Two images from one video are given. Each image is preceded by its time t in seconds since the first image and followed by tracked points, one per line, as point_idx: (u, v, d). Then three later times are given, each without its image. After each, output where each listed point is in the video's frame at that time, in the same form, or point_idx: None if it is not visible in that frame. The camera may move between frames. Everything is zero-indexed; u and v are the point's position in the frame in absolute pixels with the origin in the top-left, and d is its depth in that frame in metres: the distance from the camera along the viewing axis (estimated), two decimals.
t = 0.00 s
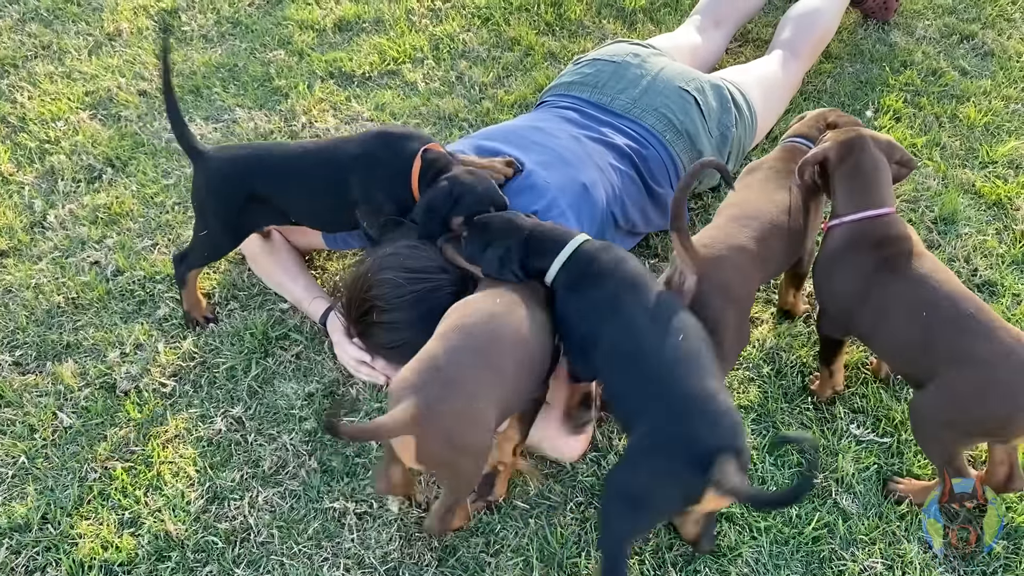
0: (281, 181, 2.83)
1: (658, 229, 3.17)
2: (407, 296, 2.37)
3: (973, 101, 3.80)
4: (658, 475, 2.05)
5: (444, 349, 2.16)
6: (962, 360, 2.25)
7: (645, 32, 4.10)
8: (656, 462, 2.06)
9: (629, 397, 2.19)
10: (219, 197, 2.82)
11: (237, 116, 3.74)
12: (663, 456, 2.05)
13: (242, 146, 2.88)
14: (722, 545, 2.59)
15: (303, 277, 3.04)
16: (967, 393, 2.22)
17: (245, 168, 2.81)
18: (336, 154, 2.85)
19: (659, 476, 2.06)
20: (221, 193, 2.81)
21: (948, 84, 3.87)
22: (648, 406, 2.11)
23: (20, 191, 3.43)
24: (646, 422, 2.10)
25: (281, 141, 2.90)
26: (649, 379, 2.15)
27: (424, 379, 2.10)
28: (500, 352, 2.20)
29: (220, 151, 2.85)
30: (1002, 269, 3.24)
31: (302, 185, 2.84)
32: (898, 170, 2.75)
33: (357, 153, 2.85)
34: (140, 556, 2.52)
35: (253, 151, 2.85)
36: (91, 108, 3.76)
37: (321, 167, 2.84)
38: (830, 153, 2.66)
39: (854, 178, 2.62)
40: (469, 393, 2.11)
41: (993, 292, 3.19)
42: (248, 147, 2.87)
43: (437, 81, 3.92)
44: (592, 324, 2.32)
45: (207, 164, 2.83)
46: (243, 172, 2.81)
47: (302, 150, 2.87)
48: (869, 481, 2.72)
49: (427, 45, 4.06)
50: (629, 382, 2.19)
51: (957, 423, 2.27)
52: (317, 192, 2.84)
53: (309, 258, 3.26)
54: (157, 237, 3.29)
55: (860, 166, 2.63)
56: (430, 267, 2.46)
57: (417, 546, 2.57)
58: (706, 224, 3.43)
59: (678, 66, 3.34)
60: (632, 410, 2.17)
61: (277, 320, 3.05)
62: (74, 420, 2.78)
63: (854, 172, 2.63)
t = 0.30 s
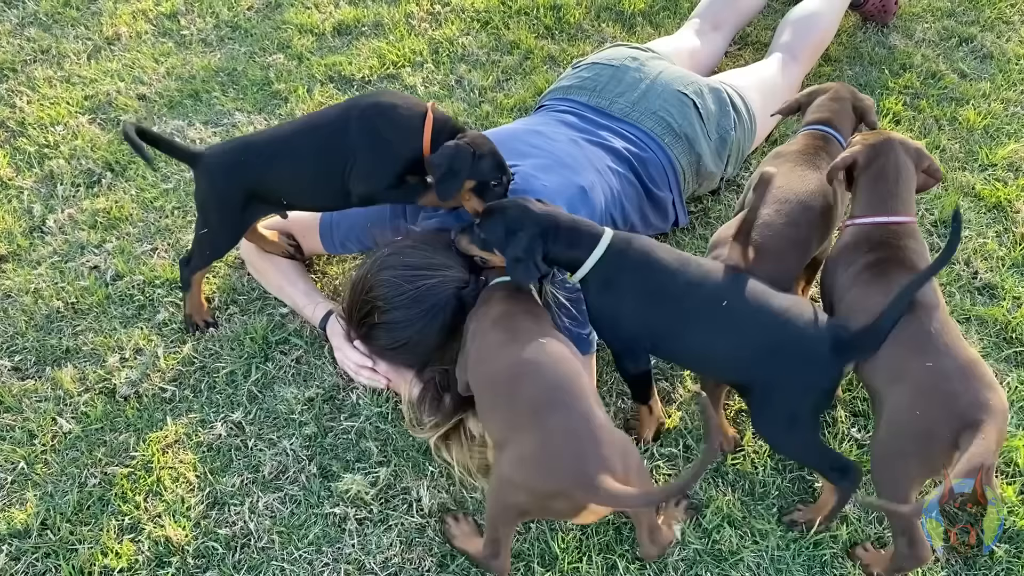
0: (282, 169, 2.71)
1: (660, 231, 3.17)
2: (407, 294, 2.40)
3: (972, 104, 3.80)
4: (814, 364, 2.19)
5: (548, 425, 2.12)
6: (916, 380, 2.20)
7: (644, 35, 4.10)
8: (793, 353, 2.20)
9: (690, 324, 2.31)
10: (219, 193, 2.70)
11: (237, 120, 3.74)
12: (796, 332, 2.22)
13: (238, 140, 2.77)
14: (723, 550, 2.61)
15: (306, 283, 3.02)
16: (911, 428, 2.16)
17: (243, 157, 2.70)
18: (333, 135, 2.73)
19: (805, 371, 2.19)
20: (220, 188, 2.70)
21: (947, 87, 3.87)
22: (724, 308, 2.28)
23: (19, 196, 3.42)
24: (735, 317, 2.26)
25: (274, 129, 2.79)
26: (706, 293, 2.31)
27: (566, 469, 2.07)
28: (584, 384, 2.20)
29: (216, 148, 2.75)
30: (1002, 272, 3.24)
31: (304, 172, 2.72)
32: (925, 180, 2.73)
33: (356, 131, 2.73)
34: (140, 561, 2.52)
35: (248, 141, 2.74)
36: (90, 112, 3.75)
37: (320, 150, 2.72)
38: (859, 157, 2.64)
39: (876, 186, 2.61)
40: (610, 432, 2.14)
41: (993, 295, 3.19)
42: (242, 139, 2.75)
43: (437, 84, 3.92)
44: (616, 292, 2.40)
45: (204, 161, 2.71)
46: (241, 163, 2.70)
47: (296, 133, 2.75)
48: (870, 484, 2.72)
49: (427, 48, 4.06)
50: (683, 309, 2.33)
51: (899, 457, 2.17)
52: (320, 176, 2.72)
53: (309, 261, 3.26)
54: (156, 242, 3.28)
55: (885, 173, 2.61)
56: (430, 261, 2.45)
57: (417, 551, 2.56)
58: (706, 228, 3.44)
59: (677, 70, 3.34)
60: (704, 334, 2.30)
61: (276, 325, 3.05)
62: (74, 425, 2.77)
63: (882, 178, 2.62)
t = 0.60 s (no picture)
0: (308, 185, 2.64)
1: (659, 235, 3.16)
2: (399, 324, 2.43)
3: (972, 106, 3.80)
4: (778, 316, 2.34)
5: (559, 439, 2.19)
6: (913, 332, 2.28)
7: (643, 38, 4.09)
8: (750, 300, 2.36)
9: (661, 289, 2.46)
10: (251, 216, 2.67)
11: (235, 123, 3.72)
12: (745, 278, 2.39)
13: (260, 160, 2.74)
14: (723, 554, 2.61)
15: (308, 289, 3.00)
16: (909, 376, 2.21)
17: (268, 178, 2.65)
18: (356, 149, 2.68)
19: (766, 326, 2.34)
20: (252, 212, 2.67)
21: (947, 89, 3.87)
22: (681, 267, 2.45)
23: (16, 200, 3.41)
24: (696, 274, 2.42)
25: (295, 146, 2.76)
26: (662, 258, 2.48)
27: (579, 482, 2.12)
28: (582, 398, 2.25)
29: (238, 171, 2.72)
30: (1002, 274, 3.24)
31: (333, 186, 2.66)
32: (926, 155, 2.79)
33: (381, 145, 2.69)
34: (138, 568, 2.51)
35: (270, 161, 2.69)
36: (88, 116, 3.74)
37: (344, 164, 2.66)
38: (873, 141, 2.73)
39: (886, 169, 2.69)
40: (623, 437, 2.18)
41: (994, 297, 3.18)
42: (263, 158, 2.71)
43: (435, 87, 3.91)
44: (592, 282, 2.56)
45: (230, 185, 2.69)
46: (268, 183, 2.65)
47: (317, 149, 2.70)
48: (871, 488, 2.72)
49: (425, 51, 4.05)
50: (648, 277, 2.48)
51: (901, 411, 2.20)
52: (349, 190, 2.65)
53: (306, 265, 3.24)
54: (154, 246, 3.27)
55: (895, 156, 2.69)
56: (421, 291, 2.47)
57: (417, 556, 2.55)
58: (705, 231, 3.43)
59: (675, 71, 3.33)
60: (669, 297, 2.45)
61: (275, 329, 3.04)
62: (72, 430, 2.76)
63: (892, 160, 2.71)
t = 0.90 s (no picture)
0: (321, 249, 2.41)
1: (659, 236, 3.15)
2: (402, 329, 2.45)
3: (972, 105, 3.79)
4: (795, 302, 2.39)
5: (572, 421, 2.21)
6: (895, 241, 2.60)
7: (642, 38, 4.07)
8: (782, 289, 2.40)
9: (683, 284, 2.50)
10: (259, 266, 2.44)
11: (233, 124, 3.71)
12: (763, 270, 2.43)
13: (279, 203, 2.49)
14: (725, 556, 2.60)
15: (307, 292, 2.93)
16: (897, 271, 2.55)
17: (281, 231, 2.40)
18: (380, 205, 2.44)
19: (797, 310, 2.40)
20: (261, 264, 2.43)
21: (947, 89, 3.86)
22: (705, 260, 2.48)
23: (14, 202, 3.40)
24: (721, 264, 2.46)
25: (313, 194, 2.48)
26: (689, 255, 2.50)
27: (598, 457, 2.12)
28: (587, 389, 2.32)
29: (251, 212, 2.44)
30: (1003, 274, 3.23)
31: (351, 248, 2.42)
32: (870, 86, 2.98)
33: (407, 204, 2.45)
34: (136, 571, 2.50)
35: (288, 208, 2.43)
36: (86, 117, 3.73)
37: (369, 224, 2.42)
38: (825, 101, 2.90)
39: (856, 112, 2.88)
40: (632, 418, 2.24)
41: (995, 297, 3.18)
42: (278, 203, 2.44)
43: (434, 87, 3.90)
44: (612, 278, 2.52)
45: (238, 227, 2.42)
46: (279, 235, 2.41)
47: (340, 201, 2.45)
48: (872, 489, 2.72)
49: (424, 51, 4.04)
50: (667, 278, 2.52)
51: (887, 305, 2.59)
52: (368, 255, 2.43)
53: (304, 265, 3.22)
54: (152, 247, 3.26)
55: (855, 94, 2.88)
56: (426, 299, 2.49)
57: (416, 558, 2.54)
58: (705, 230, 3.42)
59: (675, 72, 3.33)
60: (698, 288, 2.49)
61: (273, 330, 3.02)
62: (69, 433, 2.74)
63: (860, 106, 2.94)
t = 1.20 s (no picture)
0: (345, 254, 2.39)
1: (658, 236, 3.15)
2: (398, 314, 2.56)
3: (970, 106, 3.78)
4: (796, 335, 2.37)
5: (570, 490, 2.11)
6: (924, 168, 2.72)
7: (641, 38, 4.07)
8: (788, 316, 2.36)
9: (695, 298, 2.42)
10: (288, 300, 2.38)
11: (231, 125, 3.70)
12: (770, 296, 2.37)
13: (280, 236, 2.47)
14: (723, 558, 2.59)
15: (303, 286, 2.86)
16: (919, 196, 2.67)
17: (299, 254, 2.37)
18: (389, 199, 2.45)
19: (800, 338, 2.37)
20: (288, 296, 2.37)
21: (945, 89, 3.85)
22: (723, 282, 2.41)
23: (11, 203, 3.39)
24: (737, 283, 2.39)
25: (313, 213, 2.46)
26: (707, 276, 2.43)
27: (594, 533, 2.05)
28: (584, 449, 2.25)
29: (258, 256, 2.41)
30: (1001, 275, 3.23)
31: (375, 246, 2.42)
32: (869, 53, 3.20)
33: (412, 187, 2.48)
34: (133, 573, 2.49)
35: (295, 233, 2.40)
36: (83, 118, 3.72)
37: (383, 215, 2.43)
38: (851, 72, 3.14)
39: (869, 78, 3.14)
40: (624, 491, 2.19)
41: (993, 298, 3.18)
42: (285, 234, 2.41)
43: (432, 88, 3.89)
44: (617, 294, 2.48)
45: (255, 276, 2.36)
46: (300, 261, 2.36)
47: (343, 204, 2.44)
48: (871, 491, 2.71)
49: (422, 52, 4.04)
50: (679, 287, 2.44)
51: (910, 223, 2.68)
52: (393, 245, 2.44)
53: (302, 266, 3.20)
54: (150, 248, 3.25)
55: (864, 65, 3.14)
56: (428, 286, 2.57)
57: (414, 561, 2.53)
58: (703, 231, 3.41)
59: (673, 72, 3.33)
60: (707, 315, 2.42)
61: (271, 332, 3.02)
62: (66, 435, 2.74)
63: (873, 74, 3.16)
